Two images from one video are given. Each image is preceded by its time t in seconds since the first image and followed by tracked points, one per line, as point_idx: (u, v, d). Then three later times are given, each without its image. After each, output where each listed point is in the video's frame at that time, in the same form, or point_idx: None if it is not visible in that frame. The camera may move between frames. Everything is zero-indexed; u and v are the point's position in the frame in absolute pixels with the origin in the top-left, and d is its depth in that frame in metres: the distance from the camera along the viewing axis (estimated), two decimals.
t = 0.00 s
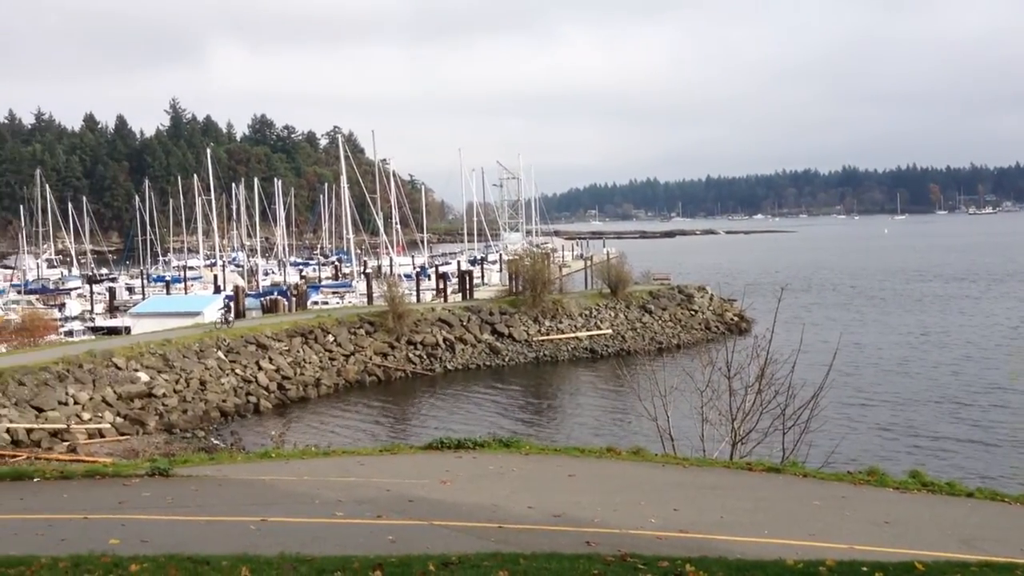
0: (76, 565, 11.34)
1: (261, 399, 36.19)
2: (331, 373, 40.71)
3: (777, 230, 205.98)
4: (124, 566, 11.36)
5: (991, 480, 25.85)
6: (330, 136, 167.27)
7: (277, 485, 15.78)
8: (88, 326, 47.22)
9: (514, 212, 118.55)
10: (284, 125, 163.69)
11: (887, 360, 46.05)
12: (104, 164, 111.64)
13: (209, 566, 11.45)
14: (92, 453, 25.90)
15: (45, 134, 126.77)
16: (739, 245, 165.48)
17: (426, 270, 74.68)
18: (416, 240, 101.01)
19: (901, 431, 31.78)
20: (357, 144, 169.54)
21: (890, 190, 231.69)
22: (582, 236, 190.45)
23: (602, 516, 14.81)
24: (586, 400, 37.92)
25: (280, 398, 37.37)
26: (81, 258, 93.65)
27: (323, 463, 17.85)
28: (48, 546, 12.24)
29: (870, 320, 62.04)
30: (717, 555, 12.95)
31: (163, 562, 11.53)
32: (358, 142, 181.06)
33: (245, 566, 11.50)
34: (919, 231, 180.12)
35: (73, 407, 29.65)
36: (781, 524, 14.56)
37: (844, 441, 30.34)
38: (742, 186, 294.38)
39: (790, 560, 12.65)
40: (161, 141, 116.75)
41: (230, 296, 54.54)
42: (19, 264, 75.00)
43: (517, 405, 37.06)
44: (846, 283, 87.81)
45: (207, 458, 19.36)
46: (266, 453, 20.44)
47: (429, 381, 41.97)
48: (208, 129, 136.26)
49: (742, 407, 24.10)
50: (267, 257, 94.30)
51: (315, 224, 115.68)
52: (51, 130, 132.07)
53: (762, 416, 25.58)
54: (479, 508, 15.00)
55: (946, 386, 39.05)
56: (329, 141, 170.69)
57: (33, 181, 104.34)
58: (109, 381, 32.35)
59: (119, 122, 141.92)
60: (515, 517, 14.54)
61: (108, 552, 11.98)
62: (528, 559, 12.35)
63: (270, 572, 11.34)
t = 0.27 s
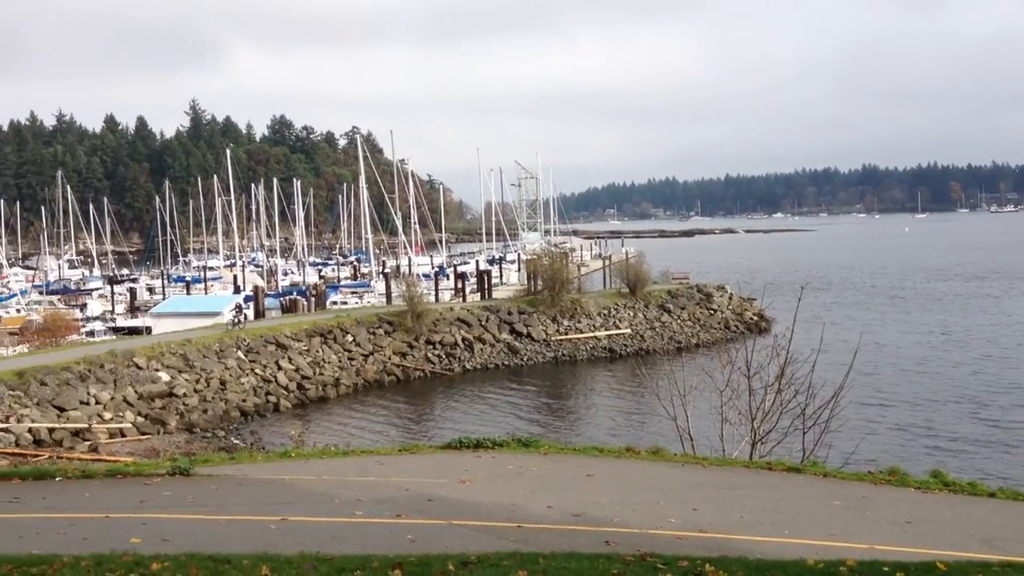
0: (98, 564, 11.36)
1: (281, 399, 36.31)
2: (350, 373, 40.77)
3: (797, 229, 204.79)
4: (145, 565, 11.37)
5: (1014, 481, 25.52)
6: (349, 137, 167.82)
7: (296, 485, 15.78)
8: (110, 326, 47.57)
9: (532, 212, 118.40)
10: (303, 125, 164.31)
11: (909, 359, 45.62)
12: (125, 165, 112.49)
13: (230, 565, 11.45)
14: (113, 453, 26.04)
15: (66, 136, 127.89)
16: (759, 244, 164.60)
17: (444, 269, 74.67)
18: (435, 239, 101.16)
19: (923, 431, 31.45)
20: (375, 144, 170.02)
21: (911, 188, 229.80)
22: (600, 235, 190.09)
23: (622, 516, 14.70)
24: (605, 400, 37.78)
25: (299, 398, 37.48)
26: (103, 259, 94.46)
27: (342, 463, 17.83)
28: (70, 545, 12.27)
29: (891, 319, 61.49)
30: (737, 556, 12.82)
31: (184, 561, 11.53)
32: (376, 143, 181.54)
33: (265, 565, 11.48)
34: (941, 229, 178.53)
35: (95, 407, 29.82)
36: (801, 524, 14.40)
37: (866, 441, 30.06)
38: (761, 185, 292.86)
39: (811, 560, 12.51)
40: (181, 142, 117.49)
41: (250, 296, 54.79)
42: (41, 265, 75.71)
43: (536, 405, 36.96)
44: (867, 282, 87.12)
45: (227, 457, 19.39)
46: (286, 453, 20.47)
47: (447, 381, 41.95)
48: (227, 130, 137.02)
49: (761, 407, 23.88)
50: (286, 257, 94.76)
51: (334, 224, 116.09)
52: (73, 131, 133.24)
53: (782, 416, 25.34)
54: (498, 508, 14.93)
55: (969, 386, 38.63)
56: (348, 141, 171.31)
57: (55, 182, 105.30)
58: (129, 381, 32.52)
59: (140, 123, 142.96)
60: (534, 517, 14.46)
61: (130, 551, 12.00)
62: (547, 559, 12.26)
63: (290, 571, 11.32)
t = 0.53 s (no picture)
0: (114, 563, 11.39)
1: (295, 400, 36.41)
2: (364, 373, 40.85)
3: (811, 229, 203.94)
4: (161, 564, 11.40)
5: None
6: (363, 138, 168.25)
7: (311, 485, 15.80)
8: (125, 326, 47.81)
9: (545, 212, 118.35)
10: (317, 127, 164.82)
11: (924, 360, 45.31)
12: (141, 166, 113.15)
13: (246, 565, 11.45)
14: (129, 453, 26.17)
15: (82, 138, 128.67)
16: (773, 244, 163.97)
17: (457, 270, 74.74)
18: (448, 240, 101.29)
19: (938, 432, 31.23)
20: (389, 145, 170.40)
21: (926, 188, 228.48)
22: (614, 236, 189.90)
23: (636, 516, 14.65)
24: (619, 400, 37.68)
25: (314, 398, 37.58)
26: (118, 260, 94.96)
27: (356, 463, 17.85)
28: (86, 544, 12.32)
29: (907, 319, 61.11)
30: (751, 557, 12.75)
31: (200, 561, 11.55)
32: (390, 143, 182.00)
33: (280, 564, 11.49)
34: (957, 229, 177.41)
35: (110, 407, 29.98)
36: (815, 525, 14.31)
37: (881, 442, 29.86)
38: (776, 185, 291.78)
39: (826, 561, 12.43)
40: (196, 144, 118.04)
41: (264, 297, 54.97)
42: (57, 265, 76.20)
43: (550, 406, 36.90)
44: (882, 282, 86.62)
45: (242, 457, 19.42)
46: (301, 453, 20.50)
47: (461, 381, 41.98)
48: (242, 131, 137.57)
49: (775, 407, 23.74)
50: (300, 258, 95.06)
51: (348, 225, 116.38)
52: (89, 133, 134.10)
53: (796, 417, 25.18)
54: (513, 508, 14.92)
55: (985, 387, 38.33)
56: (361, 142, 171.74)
57: (71, 184, 106.02)
58: (145, 382, 32.68)
59: (155, 125, 143.75)
60: (549, 518, 14.43)
61: (146, 551, 12.04)
62: (561, 559, 12.23)
63: (304, 570, 11.33)
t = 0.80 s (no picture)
0: (130, 560, 11.32)
1: (309, 397, 36.43)
2: (378, 372, 40.81)
3: (826, 228, 203.06)
4: (176, 560, 11.32)
5: None
6: (377, 136, 168.49)
7: (325, 482, 15.72)
8: (141, 324, 47.95)
9: (559, 211, 118.20)
10: (331, 125, 165.15)
11: (940, 359, 44.94)
12: (156, 165, 113.58)
13: (259, 562, 11.38)
14: (144, 450, 26.21)
15: (98, 136, 129.28)
16: (788, 243, 163.30)
17: (471, 269, 74.63)
18: (462, 239, 101.30)
19: (955, 432, 30.93)
20: (403, 143, 170.56)
21: (942, 187, 227.01)
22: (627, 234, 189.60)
23: (650, 515, 14.49)
24: (632, 399, 37.51)
25: (328, 396, 37.58)
26: (133, 258, 95.38)
27: (369, 460, 17.77)
28: (101, 541, 12.27)
29: (923, 318, 60.65)
30: (767, 556, 12.57)
31: (215, 558, 11.47)
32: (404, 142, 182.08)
33: (294, 561, 11.41)
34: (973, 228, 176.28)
35: (126, 404, 30.03)
36: (830, 525, 14.11)
37: (897, 442, 29.58)
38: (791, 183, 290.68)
39: (840, 560, 12.25)
40: (211, 143, 118.44)
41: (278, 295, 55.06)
42: (73, 264, 76.55)
43: (563, 404, 36.75)
44: (897, 282, 86.06)
45: (256, 455, 19.38)
46: (315, 450, 20.45)
47: (475, 379, 41.88)
48: (256, 130, 137.96)
49: (790, 406, 23.51)
50: (314, 256, 95.26)
51: (362, 223, 116.60)
52: (104, 131, 134.68)
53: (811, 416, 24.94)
54: (526, 506, 14.79)
55: (1002, 387, 37.97)
56: (375, 141, 171.93)
57: (87, 182, 106.51)
58: (160, 379, 32.76)
59: (170, 123, 144.28)
60: (563, 516, 14.30)
61: (160, 548, 11.98)
62: (575, 558, 12.10)
63: (318, 567, 11.25)
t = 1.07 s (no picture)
0: (150, 553, 11.23)
1: (327, 392, 36.47)
2: (395, 367, 40.78)
3: (845, 224, 201.72)
4: (196, 554, 11.22)
5: None
6: (394, 132, 168.64)
7: (343, 477, 15.64)
8: (160, 320, 48.15)
9: (576, 207, 117.96)
10: (348, 122, 165.38)
11: (961, 356, 44.44)
12: (175, 161, 114.06)
13: (277, 556, 11.28)
14: (163, 445, 26.24)
15: (117, 133, 129.94)
16: (806, 238, 162.29)
17: (488, 265, 74.50)
18: (479, 235, 101.28)
19: (976, 428, 30.53)
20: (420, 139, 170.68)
21: (962, 182, 224.99)
22: (645, 230, 189.02)
23: (667, 511, 14.31)
24: (650, 395, 37.28)
25: (346, 391, 37.58)
26: (153, 254, 95.91)
27: (386, 456, 17.69)
28: (122, 535, 12.21)
29: (943, 314, 60.03)
30: (784, 553, 12.37)
31: (234, 551, 11.39)
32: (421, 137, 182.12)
33: (313, 556, 11.29)
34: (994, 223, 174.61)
35: (145, 399, 30.10)
36: (847, 522, 13.88)
37: (915, 439, 29.24)
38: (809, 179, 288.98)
39: (858, 557, 12.03)
40: (229, 139, 118.85)
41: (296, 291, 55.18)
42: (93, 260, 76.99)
43: (580, 400, 36.55)
44: (917, 278, 85.33)
45: (275, 449, 19.38)
46: (333, 445, 20.41)
47: (492, 375, 41.77)
48: (274, 126, 138.31)
49: (808, 402, 23.20)
50: (332, 252, 95.46)
51: (380, 219, 116.78)
52: (124, 128, 135.40)
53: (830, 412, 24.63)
54: (544, 502, 14.65)
55: None
56: (392, 137, 172.14)
57: (106, 179, 107.10)
58: (179, 374, 32.86)
59: (189, 120, 144.88)
60: (580, 512, 14.16)
61: (180, 542, 11.90)
62: (594, 554, 11.94)
63: (337, 562, 11.14)
